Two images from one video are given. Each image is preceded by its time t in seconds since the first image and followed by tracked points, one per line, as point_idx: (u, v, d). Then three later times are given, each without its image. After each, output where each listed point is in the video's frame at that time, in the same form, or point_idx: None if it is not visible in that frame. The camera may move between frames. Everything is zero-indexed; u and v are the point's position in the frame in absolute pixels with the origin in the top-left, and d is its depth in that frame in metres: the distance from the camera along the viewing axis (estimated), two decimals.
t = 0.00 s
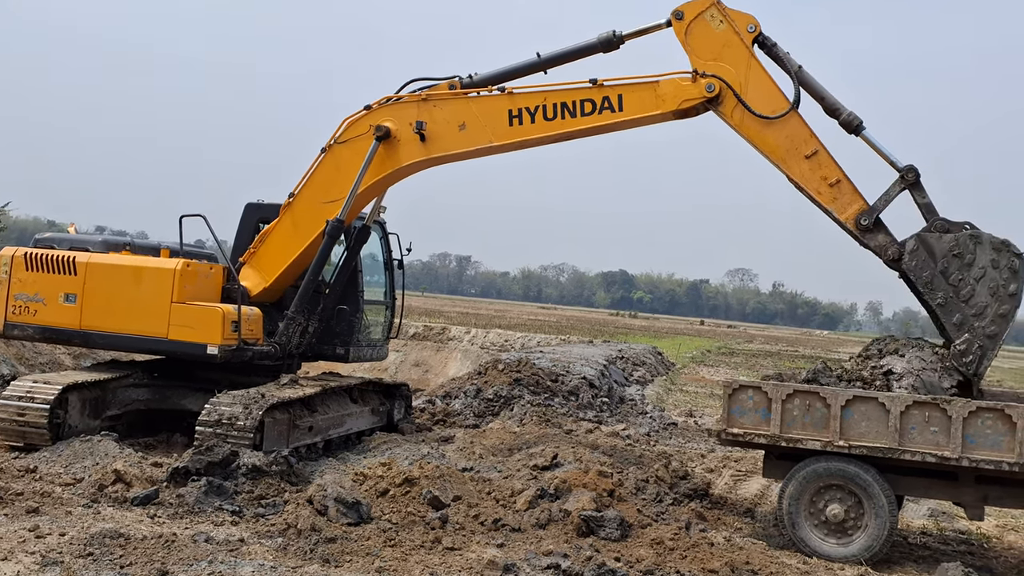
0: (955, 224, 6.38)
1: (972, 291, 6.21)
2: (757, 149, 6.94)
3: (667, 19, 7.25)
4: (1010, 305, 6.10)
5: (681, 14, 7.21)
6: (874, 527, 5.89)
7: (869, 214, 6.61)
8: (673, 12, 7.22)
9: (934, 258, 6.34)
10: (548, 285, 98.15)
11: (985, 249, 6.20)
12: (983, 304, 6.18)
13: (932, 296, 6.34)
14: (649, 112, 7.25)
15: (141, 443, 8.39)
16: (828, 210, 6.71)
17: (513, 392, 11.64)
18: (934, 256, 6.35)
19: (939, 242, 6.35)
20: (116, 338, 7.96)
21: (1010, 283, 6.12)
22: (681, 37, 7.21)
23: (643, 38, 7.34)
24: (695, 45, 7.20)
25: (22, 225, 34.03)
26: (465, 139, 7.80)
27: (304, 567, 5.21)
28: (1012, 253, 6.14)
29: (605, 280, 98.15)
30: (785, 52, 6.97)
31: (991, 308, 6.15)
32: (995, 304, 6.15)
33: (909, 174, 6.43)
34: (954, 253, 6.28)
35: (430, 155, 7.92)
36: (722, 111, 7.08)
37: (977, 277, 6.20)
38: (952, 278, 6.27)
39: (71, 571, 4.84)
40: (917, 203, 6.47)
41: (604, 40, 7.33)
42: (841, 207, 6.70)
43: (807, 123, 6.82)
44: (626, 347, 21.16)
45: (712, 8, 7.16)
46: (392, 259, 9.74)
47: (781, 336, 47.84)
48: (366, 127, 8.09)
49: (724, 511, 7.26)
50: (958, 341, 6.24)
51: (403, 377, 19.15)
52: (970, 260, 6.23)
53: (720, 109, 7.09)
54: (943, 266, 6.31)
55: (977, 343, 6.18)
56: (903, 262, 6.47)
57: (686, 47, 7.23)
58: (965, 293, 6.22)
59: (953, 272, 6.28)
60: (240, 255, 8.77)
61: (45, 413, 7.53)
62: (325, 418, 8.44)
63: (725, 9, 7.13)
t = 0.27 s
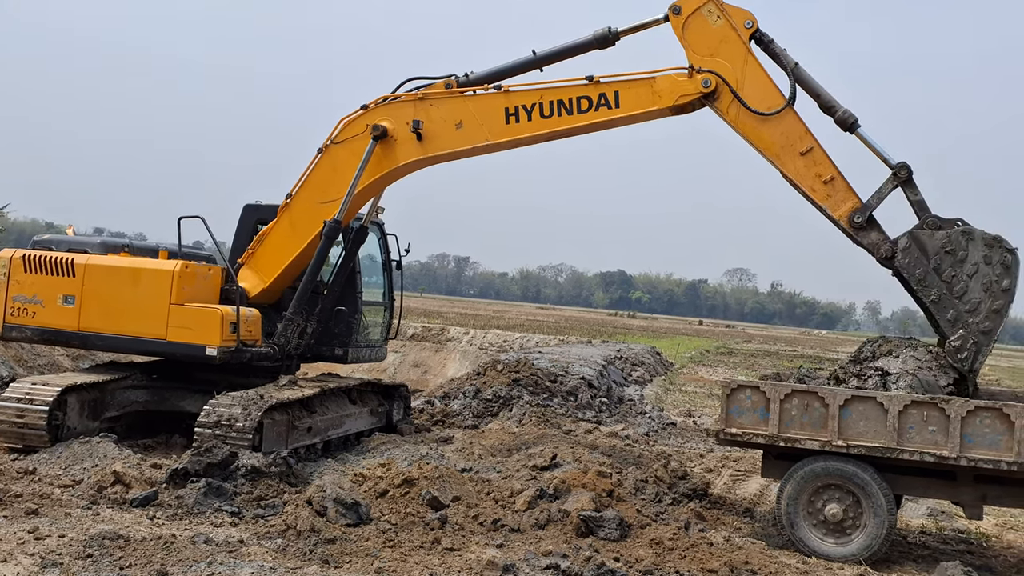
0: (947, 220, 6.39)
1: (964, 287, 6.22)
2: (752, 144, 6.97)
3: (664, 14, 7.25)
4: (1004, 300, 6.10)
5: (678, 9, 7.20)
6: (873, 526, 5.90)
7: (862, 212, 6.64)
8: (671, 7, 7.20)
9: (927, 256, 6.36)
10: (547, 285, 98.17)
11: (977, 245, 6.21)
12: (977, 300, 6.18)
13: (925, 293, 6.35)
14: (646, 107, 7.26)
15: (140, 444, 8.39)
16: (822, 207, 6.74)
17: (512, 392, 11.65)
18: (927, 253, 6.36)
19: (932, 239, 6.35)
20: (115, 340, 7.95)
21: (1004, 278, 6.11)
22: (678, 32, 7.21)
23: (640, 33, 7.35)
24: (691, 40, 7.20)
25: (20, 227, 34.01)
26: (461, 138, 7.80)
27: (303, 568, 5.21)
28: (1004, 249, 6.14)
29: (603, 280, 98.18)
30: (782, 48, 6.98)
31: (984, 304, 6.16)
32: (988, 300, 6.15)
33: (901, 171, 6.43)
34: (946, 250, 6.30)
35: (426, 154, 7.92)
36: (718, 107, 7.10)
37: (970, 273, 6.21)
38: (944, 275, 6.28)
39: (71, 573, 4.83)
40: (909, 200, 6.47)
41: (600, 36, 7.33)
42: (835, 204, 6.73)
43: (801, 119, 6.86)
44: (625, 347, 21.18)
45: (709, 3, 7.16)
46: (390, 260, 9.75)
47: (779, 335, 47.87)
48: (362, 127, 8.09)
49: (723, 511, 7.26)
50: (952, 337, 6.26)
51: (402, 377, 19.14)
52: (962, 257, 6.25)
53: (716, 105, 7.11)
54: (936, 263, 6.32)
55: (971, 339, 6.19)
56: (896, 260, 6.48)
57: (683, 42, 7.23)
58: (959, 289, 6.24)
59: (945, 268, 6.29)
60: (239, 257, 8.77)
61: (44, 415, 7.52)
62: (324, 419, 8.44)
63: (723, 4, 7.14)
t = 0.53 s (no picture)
0: (943, 206, 6.41)
1: (965, 272, 6.25)
2: (749, 135, 6.98)
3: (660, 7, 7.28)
4: (1005, 282, 6.15)
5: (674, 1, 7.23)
6: (875, 527, 5.91)
7: (859, 202, 6.62)
8: None
9: (925, 242, 6.36)
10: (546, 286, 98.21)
11: (975, 229, 6.26)
12: (978, 284, 6.22)
13: (926, 281, 6.34)
14: (642, 100, 7.27)
15: (141, 445, 8.40)
16: (819, 197, 6.74)
17: (512, 392, 11.66)
18: (924, 240, 6.36)
19: (928, 225, 6.37)
20: (116, 341, 7.97)
21: (1004, 261, 6.17)
22: (674, 24, 7.23)
23: (636, 26, 7.36)
24: (687, 31, 7.21)
25: (19, 227, 34.03)
26: (458, 134, 7.82)
27: (304, 569, 5.22)
28: (1003, 231, 6.21)
29: (602, 281, 98.30)
30: (778, 39, 7.00)
31: (986, 288, 6.19)
32: (990, 283, 6.18)
33: (896, 159, 6.47)
34: (944, 235, 6.31)
35: (423, 152, 7.94)
36: (714, 98, 7.12)
37: (970, 257, 6.24)
38: (944, 261, 6.30)
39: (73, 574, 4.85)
40: (904, 186, 6.50)
41: (595, 30, 7.35)
42: (832, 194, 6.73)
43: (798, 110, 6.86)
44: (624, 348, 21.22)
45: None
46: (390, 261, 9.77)
47: (779, 336, 47.91)
48: (359, 126, 8.11)
49: (723, 512, 7.28)
50: (956, 323, 6.25)
51: (402, 378, 19.16)
52: (961, 242, 6.27)
53: (712, 96, 7.13)
54: (935, 250, 6.33)
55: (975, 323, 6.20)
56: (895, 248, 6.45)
57: (678, 34, 7.24)
58: (959, 274, 6.25)
59: (944, 254, 6.30)
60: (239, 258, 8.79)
61: (45, 416, 7.53)
62: (325, 419, 8.45)
63: None
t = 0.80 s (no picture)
0: (943, 181, 6.38)
1: (970, 245, 6.17)
2: (746, 120, 7.00)
3: None
4: (1011, 251, 6.04)
5: None
6: (878, 529, 5.92)
7: (859, 182, 6.63)
8: None
9: (927, 219, 6.33)
10: (547, 286, 98.24)
11: (977, 201, 6.20)
12: (985, 256, 6.11)
13: (931, 257, 6.29)
14: (636, 87, 7.28)
15: (144, 444, 8.42)
16: (817, 179, 6.76)
17: (513, 392, 11.68)
18: (927, 217, 6.33)
19: (928, 201, 6.34)
20: (119, 340, 7.99)
21: (1009, 231, 6.07)
22: (666, 10, 7.24)
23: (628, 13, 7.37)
24: (680, 17, 7.23)
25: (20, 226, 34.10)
26: (454, 128, 7.83)
27: (306, 568, 5.24)
28: (1004, 200, 6.12)
29: (603, 281, 98.32)
30: (772, 21, 7.00)
31: (992, 259, 6.09)
32: (996, 254, 6.08)
33: (892, 136, 6.46)
34: (946, 210, 6.27)
35: (419, 147, 7.94)
36: (709, 83, 7.14)
37: (974, 230, 6.17)
38: (948, 236, 6.24)
39: (76, 571, 4.86)
40: (901, 164, 6.50)
41: (588, 19, 7.36)
42: (831, 175, 6.74)
43: (794, 92, 6.87)
44: (625, 348, 21.24)
45: None
46: (392, 260, 9.79)
47: (779, 336, 47.91)
48: (356, 123, 8.13)
49: (724, 512, 7.29)
50: (968, 297, 6.15)
51: (403, 377, 19.17)
52: (962, 215, 6.22)
53: (707, 81, 7.15)
54: (938, 226, 6.28)
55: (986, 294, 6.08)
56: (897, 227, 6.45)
57: (672, 19, 7.26)
58: (965, 248, 6.18)
59: (948, 229, 6.25)
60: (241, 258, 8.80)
61: (49, 414, 7.55)
62: (326, 419, 8.47)
63: None
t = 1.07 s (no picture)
0: (981, 137, 6.17)
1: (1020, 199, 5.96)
2: (778, 91, 6.88)
3: None
4: None
5: None
6: (926, 533, 5.79)
7: (898, 148, 6.40)
8: None
9: (971, 177, 6.11)
10: (585, 286, 97.96)
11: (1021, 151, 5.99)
12: None
13: (980, 217, 6.07)
14: (663, 64, 7.24)
15: (189, 440, 8.56)
16: (855, 147, 6.55)
17: (551, 392, 11.65)
18: (970, 175, 6.11)
19: (969, 158, 6.12)
20: (164, 338, 8.13)
21: None
22: None
23: None
24: None
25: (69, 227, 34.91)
26: (483, 118, 7.83)
27: (348, 563, 5.28)
28: None
29: (641, 281, 97.74)
30: None
31: None
32: None
33: (928, 97, 6.27)
34: (989, 166, 6.06)
35: (449, 139, 7.96)
36: (738, 55, 7.05)
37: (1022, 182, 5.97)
38: (996, 192, 6.03)
39: (125, 564, 4.96)
40: (940, 125, 6.32)
41: None
42: (868, 143, 6.53)
43: (827, 59, 6.72)
44: (664, 349, 21.09)
45: None
46: (432, 260, 9.83)
47: (821, 338, 47.18)
48: (386, 119, 8.18)
49: (767, 515, 7.20)
50: None
51: (441, 376, 19.25)
52: (1008, 168, 6.01)
53: (737, 53, 7.06)
54: (983, 183, 6.07)
55: None
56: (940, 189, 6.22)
57: None
58: (1015, 203, 5.97)
59: (995, 185, 6.04)
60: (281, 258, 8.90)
61: (98, 410, 7.71)
62: (366, 416, 8.53)
63: None
